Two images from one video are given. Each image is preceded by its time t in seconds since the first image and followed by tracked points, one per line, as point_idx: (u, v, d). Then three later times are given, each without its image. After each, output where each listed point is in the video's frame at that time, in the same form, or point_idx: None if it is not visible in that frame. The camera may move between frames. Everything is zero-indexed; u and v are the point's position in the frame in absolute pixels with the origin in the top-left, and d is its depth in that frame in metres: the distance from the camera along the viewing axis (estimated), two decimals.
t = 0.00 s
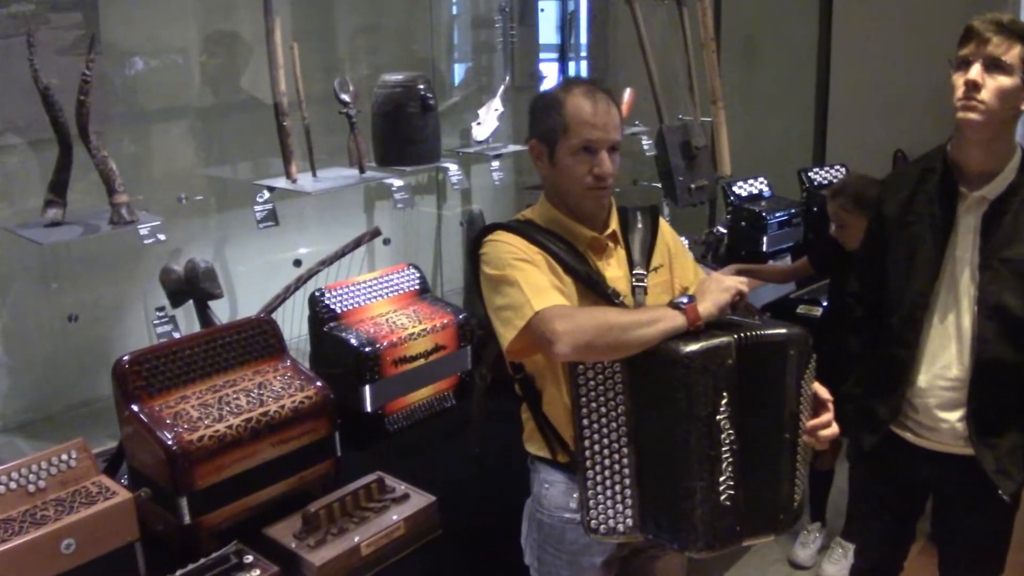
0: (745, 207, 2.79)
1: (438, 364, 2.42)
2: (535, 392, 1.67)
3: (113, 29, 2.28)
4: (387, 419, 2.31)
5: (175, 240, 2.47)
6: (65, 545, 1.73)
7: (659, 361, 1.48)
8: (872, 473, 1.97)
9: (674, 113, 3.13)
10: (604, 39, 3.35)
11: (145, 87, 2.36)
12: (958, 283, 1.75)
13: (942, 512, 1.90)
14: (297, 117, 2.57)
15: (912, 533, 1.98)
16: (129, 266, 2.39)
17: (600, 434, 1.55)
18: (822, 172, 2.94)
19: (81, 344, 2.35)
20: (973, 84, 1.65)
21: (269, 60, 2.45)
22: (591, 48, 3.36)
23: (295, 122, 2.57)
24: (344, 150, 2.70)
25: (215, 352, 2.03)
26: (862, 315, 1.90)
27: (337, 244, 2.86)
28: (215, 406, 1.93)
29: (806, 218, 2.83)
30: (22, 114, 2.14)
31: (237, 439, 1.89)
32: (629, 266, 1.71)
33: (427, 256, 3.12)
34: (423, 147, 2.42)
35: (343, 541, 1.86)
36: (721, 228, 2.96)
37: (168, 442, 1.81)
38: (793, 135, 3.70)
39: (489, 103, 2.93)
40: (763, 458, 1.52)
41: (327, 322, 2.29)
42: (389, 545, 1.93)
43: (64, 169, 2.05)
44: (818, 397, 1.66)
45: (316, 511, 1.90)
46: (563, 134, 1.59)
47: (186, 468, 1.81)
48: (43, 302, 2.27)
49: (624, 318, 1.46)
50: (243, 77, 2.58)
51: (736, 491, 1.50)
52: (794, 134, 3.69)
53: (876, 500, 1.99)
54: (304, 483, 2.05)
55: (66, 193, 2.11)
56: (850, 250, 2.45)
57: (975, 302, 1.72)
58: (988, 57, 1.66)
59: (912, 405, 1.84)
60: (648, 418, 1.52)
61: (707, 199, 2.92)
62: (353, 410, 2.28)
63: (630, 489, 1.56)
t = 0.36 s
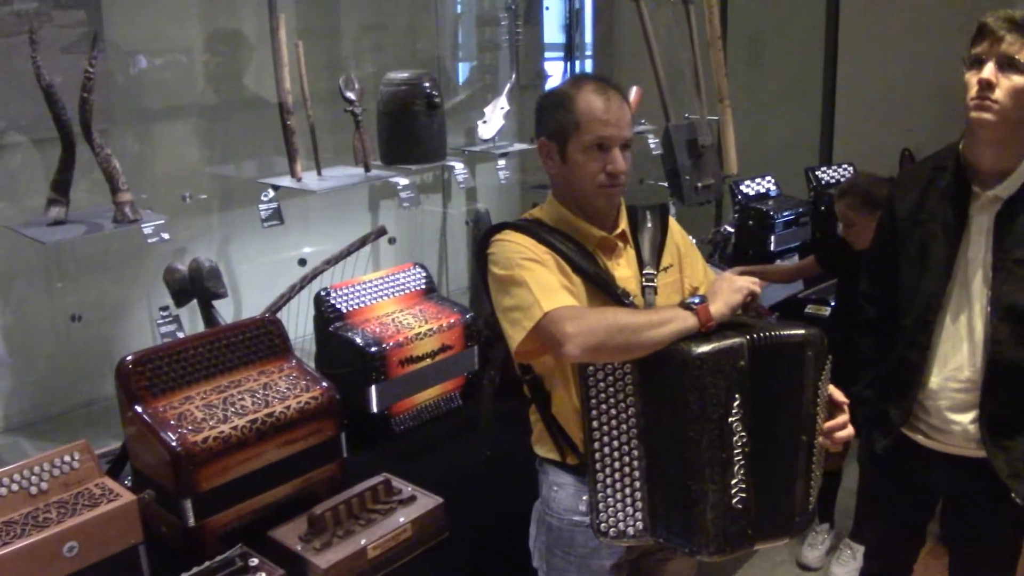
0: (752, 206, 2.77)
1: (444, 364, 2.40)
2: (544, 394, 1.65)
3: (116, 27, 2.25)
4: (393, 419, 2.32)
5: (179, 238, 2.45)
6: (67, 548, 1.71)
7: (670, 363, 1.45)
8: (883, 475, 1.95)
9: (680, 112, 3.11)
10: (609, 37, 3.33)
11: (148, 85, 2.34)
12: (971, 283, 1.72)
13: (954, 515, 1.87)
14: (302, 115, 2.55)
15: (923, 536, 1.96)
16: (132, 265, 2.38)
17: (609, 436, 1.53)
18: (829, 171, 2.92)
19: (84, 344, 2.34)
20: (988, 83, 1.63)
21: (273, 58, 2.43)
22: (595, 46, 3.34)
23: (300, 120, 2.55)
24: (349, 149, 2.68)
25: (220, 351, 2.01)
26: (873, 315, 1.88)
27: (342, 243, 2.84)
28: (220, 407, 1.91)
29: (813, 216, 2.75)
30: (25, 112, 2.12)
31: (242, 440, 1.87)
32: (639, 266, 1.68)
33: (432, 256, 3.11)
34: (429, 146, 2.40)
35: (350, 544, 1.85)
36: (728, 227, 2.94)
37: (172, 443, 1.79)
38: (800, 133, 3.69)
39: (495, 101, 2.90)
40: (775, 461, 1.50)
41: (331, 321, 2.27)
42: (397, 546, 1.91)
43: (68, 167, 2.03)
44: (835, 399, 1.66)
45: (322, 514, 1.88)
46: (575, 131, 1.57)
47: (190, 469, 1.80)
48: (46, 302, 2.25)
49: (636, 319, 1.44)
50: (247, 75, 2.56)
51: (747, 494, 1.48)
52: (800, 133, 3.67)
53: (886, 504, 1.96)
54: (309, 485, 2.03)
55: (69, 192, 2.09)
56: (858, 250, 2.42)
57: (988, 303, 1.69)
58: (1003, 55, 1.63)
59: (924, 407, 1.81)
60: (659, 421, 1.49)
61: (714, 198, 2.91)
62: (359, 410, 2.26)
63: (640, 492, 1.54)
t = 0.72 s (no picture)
0: (757, 203, 2.77)
1: (448, 362, 2.40)
2: (549, 391, 1.64)
3: (120, 25, 2.25)
4: (398, 418, 2.33)
5: (183, 236, 2.45)
6: (71, 546, 1.71)
7: (676, 360, 1.45)
8: (889, 473, 1.94)
9: (685, 109, 3.11)
10: (613, 34, 3.32)
11: (151, 82, 2.34)
12: (978, 280, 1.72)
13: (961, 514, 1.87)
14: (306, 113, 2.55)
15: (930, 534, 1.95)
16: (136, 263, 2.38)
17: (615, 434, 1.52)
18: (834, 168, 2.91)
19: (88, 342, 2.33)
20: (995, 81, 1.62)
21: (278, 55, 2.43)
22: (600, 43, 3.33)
23: (304, 117, 2.55)
24: (353, 146, 2.68)
25: (224, 348, 2.00)
26: (879, 312, 1.88)
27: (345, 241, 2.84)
28: (225, 404, 1.91)
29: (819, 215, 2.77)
30: (28, 110, 2.11)
31: (247, 438, 1.87)
32: (645, 263, 1.68)
33: (436, 253, 3.10)
34: (433, 143, 2.39)
35: (355, 542, 1.84)
36: (734, 225, 2.94)
37: (176, 441, 1.79)
38: (805, 131, 3.68)
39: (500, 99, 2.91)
40: (782, 458, 1.49)
41: (336, 319, 2.27)
42: (403, 545, 1.91)
43: (71, 165, 2.02)
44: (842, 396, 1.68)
45: (327, 512, 1.88)
46: (581, 128, 1.56)
47: (195, 467, 1.79)
48: (50, 299, 2.25)
49: (642, 316, 1.44)
50: (251, 73, 2.55)
51: (754, 492, 1.47)
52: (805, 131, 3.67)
53: (893, 503, 1.95)
54: (313, 483, 2.02)
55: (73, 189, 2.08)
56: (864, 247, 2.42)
57: (995, 301, 1.69)
58: (1011, 51, 1.62)
59: (930, 404, 1.81)
60: (665, 419, 1.48)
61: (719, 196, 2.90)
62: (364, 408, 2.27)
63: (646, 490, 1.53)
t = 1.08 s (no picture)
0: (762, 199, 2.76)
1: (453, 358, 2.40)
2: (553, 386, 1.64)
3: (124, 21, 2.25)
4: (404, 413, 2.33)
5: (188, 232, 2.46)
6: (77, 540, 1.72)
7: (680, 355, 1.45)
8: (894, 468, 1.94)
9: (689, 106, 3.11)
10: (617, 30, 3.32)
11: (155, 78, 2.34)
12: (982, 275, 1.72)
13: (963, 510, 1.87)
14: (310, 109, 2.55)
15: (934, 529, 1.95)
16: (141, 259, 2.38)
17: (619, 429, 1.52)
18: (838, 164, 2.91)
19: (94, 338, 2.34)
20: (999, 78, 1.62)
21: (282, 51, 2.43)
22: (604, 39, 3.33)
23: (308, 113, 2.55)
24: (358, 143, 2.68)
25: (230, 343, 2.01)
26: (884, 307, 1.88)
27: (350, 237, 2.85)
28: (230, 399, 1.91)
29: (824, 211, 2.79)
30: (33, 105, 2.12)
31: (253, 433, 1.88)
32: (649, 259, 1.68)
33: (441, 249, 3.11)
34: (437, 139, 2.39)
35: (361, 536, 1.85)
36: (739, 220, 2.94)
37: (182, 436, 1.80)
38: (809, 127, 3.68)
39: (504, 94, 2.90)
40: (785, 453, 1.50)
41: (341, 314, 2.27)
42: (408, 539, 1.91)
43: (76, 160, 2.03)
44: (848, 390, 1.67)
45: (333, 506, 1.89)
46: (586, 124, 1.56)
47: (201, 462, 1.80)
48: (55, 295, 2.26)
49: (646, 310, 1.43)
50: (255, 69, 2.55)
51: (758, 486, 1.48)
52: (809, 127, 3.66)
53: (896, 501, 1.95)
54: (319, 478, 2.03)
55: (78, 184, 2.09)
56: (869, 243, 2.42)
57: (1000, 296, 1.69)
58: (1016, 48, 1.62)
59: (934, 399, 1.81)
60: (669, 413, 1.49)
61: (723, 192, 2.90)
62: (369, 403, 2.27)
63: (650, 484, 1.54)
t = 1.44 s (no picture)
0: (768, 193, 2.76)
1: (459, 351, 2.41)
2: (560, 378, 1.64)
3: (131, 14, 2.25)
4: (409, 406, 2.34)
5: (194, 225, 2.46)
6: (85, 532, 1.72)
7: (687, 347, 1.45)
8: (900, 462, 1.94)
9: (695, 100, 3.11)
10: (623, 25, 3.32)
11: (162, 72, 2.34)
12: (990, 268, 1.72)
13: (971, 504, 1.87)
14: (317, 103, 2.55)
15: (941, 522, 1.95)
16: (148, 252, 2.39)
17: (626, 421, 1.52)
18: (844, 158, 2.91)
19: (100, 332, 2.34)
20: (1009, 72, 1.61)
21: (289, 44, 2.43)
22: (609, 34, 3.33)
23: (315, 107, 2.55)
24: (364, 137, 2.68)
25: (237, 335, 2.01)
26: (892, 301, 1.88)
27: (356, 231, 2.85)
28: (237, 391, 1.92)
29: (829, 205, 2.82)
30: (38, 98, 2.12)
31: (260, 425, 1.88)
32: (656, 251, 1.68)
33: (446, 241, 3.12)
34: (444, 132, 2.39)
35: (367, 528, 1.86)
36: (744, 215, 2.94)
37: (189, 428, 1.80)
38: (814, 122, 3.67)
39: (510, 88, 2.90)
40: (791, 445, 1.50)
41: (347, 307, 2.28)
42: (415, 532, 1.92)
43: (83, 153, 2.03)
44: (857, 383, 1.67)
45: (340, 499, 1.89)
46: (593, 117, 1.56)
47: (208, 453, 1.80)
48: (62, 288, 2.26)
49: (653, 303, 1.44)
50: (261, 63, 2.55)
51: (764, 479, 1.47)
52: (815, 122, 3.66)
53: (903, 495, 1.95)
54: (325, 470, 2.03)
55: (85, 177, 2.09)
56: (876, 237, 2.42)
57: (1007, 289, 1.69)
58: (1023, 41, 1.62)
59: (941, 392, 1.81)
60: (675, 406, 1.49)
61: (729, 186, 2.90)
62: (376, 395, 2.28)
63: (656, 476, 1.54)
